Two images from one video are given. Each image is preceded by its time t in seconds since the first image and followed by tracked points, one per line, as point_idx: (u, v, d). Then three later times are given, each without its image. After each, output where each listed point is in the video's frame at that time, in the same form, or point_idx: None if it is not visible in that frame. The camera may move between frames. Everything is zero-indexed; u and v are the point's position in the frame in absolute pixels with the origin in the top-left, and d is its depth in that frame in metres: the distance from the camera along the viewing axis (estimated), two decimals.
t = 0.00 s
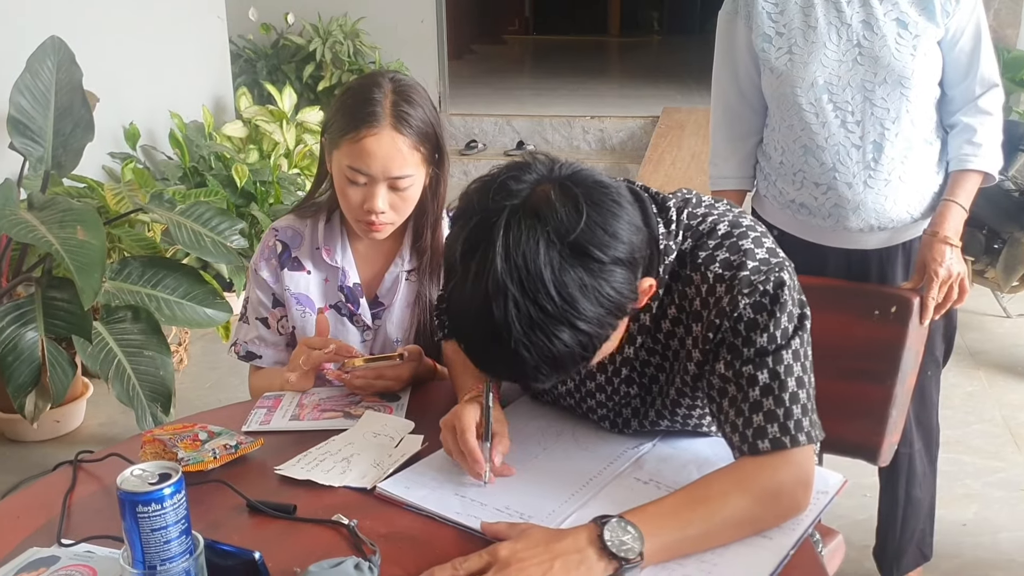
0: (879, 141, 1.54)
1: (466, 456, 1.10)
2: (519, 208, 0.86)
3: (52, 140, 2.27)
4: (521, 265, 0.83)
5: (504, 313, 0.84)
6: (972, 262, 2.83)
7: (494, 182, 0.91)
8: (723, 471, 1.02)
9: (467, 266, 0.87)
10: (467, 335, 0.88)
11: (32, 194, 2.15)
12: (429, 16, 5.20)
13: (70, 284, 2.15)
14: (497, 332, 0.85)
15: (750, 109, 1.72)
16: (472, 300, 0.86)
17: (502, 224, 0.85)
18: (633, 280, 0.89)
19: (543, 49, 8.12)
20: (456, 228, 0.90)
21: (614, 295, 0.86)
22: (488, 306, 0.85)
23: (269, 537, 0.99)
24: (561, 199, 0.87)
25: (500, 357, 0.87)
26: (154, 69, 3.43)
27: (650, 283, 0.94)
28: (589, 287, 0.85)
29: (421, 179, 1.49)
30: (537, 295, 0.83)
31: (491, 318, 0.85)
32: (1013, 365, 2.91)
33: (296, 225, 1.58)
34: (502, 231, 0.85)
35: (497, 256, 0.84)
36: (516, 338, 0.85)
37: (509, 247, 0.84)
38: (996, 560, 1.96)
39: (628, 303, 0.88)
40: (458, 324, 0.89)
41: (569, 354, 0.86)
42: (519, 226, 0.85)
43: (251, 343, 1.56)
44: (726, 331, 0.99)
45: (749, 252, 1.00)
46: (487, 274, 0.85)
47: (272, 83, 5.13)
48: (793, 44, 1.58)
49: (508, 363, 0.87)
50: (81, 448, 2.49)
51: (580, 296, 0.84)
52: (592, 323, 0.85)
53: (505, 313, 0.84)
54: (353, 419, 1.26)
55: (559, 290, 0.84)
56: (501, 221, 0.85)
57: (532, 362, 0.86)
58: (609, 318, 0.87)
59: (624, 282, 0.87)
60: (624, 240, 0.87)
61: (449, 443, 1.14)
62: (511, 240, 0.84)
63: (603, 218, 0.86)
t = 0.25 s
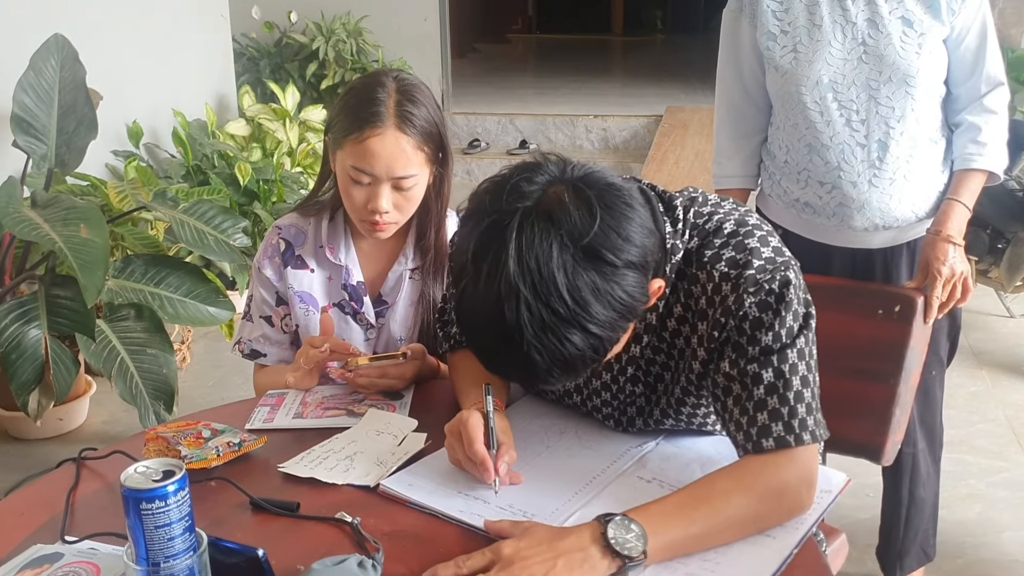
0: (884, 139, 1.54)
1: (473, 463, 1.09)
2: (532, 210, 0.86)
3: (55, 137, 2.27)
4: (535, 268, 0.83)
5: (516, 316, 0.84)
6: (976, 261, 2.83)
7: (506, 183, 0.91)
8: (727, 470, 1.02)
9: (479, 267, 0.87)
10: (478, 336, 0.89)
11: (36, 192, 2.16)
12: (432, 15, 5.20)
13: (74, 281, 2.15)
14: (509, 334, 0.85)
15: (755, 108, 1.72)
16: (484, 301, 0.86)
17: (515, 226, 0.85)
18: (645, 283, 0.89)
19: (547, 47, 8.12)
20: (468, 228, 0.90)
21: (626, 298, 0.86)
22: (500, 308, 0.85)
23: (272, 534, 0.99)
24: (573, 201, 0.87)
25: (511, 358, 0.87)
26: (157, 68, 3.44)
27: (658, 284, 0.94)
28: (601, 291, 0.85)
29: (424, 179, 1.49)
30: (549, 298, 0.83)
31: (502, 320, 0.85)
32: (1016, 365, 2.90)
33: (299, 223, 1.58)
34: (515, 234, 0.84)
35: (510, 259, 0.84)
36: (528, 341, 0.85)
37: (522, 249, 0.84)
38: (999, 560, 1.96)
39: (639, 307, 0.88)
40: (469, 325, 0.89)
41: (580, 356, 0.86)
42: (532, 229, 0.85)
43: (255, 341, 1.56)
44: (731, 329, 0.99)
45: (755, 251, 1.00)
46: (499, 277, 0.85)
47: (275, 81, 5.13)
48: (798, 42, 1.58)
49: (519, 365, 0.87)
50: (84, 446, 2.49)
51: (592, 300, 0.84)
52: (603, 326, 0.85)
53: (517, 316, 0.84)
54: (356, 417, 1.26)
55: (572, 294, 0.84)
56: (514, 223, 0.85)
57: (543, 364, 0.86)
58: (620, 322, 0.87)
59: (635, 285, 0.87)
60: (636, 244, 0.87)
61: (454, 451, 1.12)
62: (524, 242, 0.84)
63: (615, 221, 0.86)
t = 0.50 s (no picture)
0: (886, 138, 1.53)
1: (474, 460, 1.09)
2: (529, 225, 0.85)
3: (56, 135, 2.27)
4: (534, 286, 0.83)
5: (516, 332, 0.84)
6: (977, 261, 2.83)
7: (501, 197, 0.90)
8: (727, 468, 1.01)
9: (477, 283, 0.87)
10: (478, 351, 0.88)
11: (36, 189, 2.15)
12: (434, 13, 5.20)
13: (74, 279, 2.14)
14: (510, 350, 0.85)
15: (757, 106, 1.72)
16: (483, 318, 0.86)
17: (513, 243, 0.84)
18: (644, 295, 0.89)
19: (548, 46, 8.11)
20: (465, 244, 0.89)
21: (625, 311, 0.86)
22: (500, 324, 0.85)
23: (272, 531, 0.99)
24: (570, 215, 0.86)
25: (511, 372, 0.87)
26: (159, 66, 3.44)
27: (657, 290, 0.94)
28: (600, 306, 0.85)
29: (425, 178, 1.49)
30: (549, 315, 0.83)
31: (502, 336, 0.85)
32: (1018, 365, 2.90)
33: (299, 221, 1.58)
34: (513, 251, 0.84)
35: (509, 276, 0.83)
36: (529, 357, 0.84)
37: (521, 267, 0.83)
38: (1000, 559, 1.95)
39: (638, 318, 0.88)
40: (468, 339, 0.89)
41: (580, 370, 0.86)
42: (530, 245, 0.84)
43: (254, 338, 1.56)
44: (728, 329, 0.98)
45: (750, 249, 0.99)
46: (499, 295, 0.84)
47: (276, 80, 5.13)
48: (801, 40, 1.58)
49: (520, 379, 0.87)
50: (84, 443, 2.49)
51: (592, 315, 0.84)
52: (603, 339, 0.85)
53: (518, 333, 0.84)
54: (356, 414, 1.26)
55: (571, 310, 0.84)
56: (512, 240, 0.84)
57: (544, 379, 0.86)
58: (619, 334, 0.87)
59: (634, 297, 0.87)
60: (633, 255, 0.87)
61: (455, 447, 1.12)
62: (523, 259, 0.83)
63: (613, 234, 0.86)
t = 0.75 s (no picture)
0: (893, 138, 1.53)
1: (479, 462, 1.08)
2: (526, 239, 0.85)
3: (60, 133, 2.27)
4: (531, 301, 0.83)
5: (514, 346, 0.84)
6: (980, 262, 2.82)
7: (498, 209, 0.90)
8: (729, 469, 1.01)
9: (475, 297, 0.86)
10: (476, 362, 0.88)
11: (40, 187, 2.16)
12: (437, 13, 5.20)
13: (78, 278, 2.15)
14: (508, 363, 0.85)
15: (765, 105, 1.72)
16: (481, 331, 0.86)
17: (510, 257, 0.84)
18: (642, 306, 0.89)
19: (551, 46, 8.12)
20: (462, 257, 0.89)
21: (623, 322, 0.86)
22: (497, 338, 0.85)
23: (275, 529, 0.99)
24: (567, 228, 0.85)
25: (510, 384, 0.87)
26: (162, 65, 3.44)
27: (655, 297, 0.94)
28: (598, 319, 0.85)
29: (428, 179, 1.49)
30: (547, 329, 0.83)
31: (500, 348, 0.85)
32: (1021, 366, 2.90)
33: (302, 220, 1.58)
34: (510, 266, 0.83)
35: (506, 292, 0.83)
36: (528, 370, 0.84)
37: (518, 282, 0.83)
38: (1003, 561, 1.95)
39: (637, 329, 0.88)
40: (466, 350, 0.89)
41: (579, 381, 0.86)
42: (527, 259, 0.84)
43: (257, 338, 1.56)
44: (727, 330, 0.98)
45: (749, 250, 0.99)
46: (496, 309, 0.84)
47: (280, 79, 5.14)
48: (809, 39, 1.58)
49: (519, 390, 0.87)
50: (87, 442, 2.50)
51: (589, 328, 0.84)
52: (601, 351, 0.85)
53: (516, 346, 0.84)
54: (359, 413, 1.26)
55: (569, 324, 0.84)
56: (509, 254, 0.84)
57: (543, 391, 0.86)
58: (618, 344, 0.87)
59: (632, 309, 0.87)
60: (630, 266, 0.87)
61: (457, 450, 1.12)
62: (520, 273, 0.83)
63: (609, 245, 0.86)
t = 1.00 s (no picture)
0: (899, 137, 1.53)
1: (479, 463, 1.08)
2: (527, 246, 0.85)
3: (61, 131, 2.27)
4: (533, 308, 0.83)
5: (516, 353, 0.84)
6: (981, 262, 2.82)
7: (497, 216, 0.89)
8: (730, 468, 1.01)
9: (475, 305, 0.86)
10: (477, 369, 0.88)
11: (41, 185, 2.16)
12: (438, 11, 5.19)
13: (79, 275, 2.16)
14: (510, 371, 0.85)
15: (775, 102, 1.72)
16: (482, 338, 0.85)
17: (511, 265, 0.84)
18: (642, 312, 0.89)
19: (552, 45, 8.12)
20: (462, 264, 0.89)
21: (623, 329, 0.86)
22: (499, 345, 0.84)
23: (275, 527, 0.99)
24: (567, 235, 0.85)
25: (512, 391, 0.87)
26: (163, 63, 3.44)
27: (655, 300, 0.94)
28: (599, 326, 0.85)
29: (429, 178, 1.49)
30: (549, 337, 0.83)
31: (501, 355, 0.85)
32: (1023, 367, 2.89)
33: (303, 218, 1.58)
34: (511, 273, 0.83)
35: (507, 300, 0.83)
36: (529, 377, 0.84)
37: (520, 290, 0.83)
38: (1004, 560, 1.95)
39: (638, 334, 0.88)
40: (466, 357, 0.89)
41: (580, 387, 0.86)
42: (528, 266, 0.83)
43: (258, 335, 1.56)
44: (726, 330, 0.98)
45: (748, 249, 0.99)
46: (497, 317, 0.84)
47: (281, 77, 5.14)
48: (817, 38, 1.58)
49: (520, 396, 0.87)
50: (88, 440, 2.50)
51: (591, 335, 0.84)
52: (602, 357, 0.85)
53: (517, 354, 0.84)
54: (359, 411, 1.26)
55: (570, 331, 0.84)
56: (510, 263, 0.84)
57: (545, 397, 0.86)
58: (618, 350, 0.87)
59: (632, 315, 0.87)
60: (631, 272, 0.86)
61: (458, 451, 1.12)
62: (521, 281, 0.83)
63: (610, 251, 0.86)
